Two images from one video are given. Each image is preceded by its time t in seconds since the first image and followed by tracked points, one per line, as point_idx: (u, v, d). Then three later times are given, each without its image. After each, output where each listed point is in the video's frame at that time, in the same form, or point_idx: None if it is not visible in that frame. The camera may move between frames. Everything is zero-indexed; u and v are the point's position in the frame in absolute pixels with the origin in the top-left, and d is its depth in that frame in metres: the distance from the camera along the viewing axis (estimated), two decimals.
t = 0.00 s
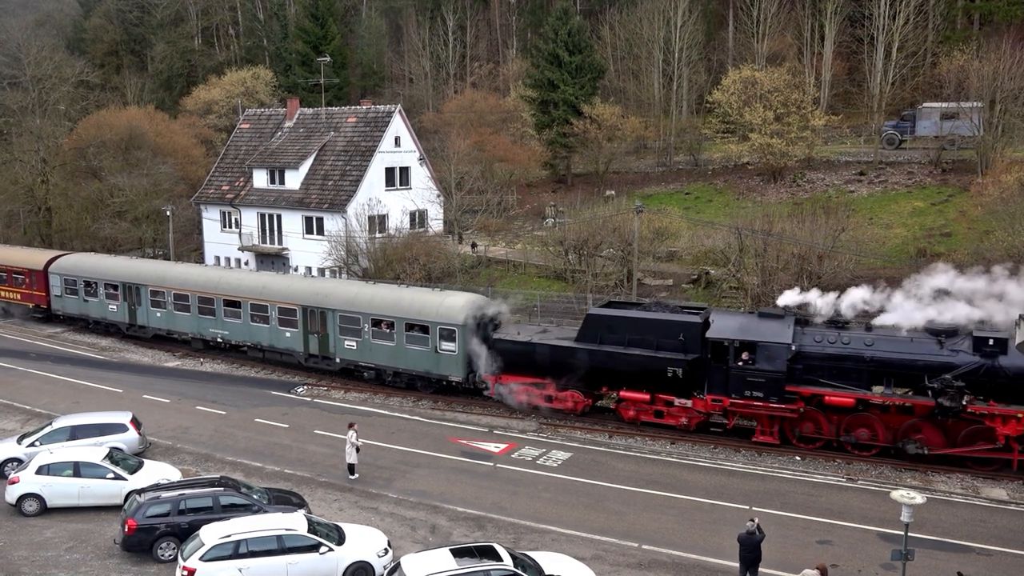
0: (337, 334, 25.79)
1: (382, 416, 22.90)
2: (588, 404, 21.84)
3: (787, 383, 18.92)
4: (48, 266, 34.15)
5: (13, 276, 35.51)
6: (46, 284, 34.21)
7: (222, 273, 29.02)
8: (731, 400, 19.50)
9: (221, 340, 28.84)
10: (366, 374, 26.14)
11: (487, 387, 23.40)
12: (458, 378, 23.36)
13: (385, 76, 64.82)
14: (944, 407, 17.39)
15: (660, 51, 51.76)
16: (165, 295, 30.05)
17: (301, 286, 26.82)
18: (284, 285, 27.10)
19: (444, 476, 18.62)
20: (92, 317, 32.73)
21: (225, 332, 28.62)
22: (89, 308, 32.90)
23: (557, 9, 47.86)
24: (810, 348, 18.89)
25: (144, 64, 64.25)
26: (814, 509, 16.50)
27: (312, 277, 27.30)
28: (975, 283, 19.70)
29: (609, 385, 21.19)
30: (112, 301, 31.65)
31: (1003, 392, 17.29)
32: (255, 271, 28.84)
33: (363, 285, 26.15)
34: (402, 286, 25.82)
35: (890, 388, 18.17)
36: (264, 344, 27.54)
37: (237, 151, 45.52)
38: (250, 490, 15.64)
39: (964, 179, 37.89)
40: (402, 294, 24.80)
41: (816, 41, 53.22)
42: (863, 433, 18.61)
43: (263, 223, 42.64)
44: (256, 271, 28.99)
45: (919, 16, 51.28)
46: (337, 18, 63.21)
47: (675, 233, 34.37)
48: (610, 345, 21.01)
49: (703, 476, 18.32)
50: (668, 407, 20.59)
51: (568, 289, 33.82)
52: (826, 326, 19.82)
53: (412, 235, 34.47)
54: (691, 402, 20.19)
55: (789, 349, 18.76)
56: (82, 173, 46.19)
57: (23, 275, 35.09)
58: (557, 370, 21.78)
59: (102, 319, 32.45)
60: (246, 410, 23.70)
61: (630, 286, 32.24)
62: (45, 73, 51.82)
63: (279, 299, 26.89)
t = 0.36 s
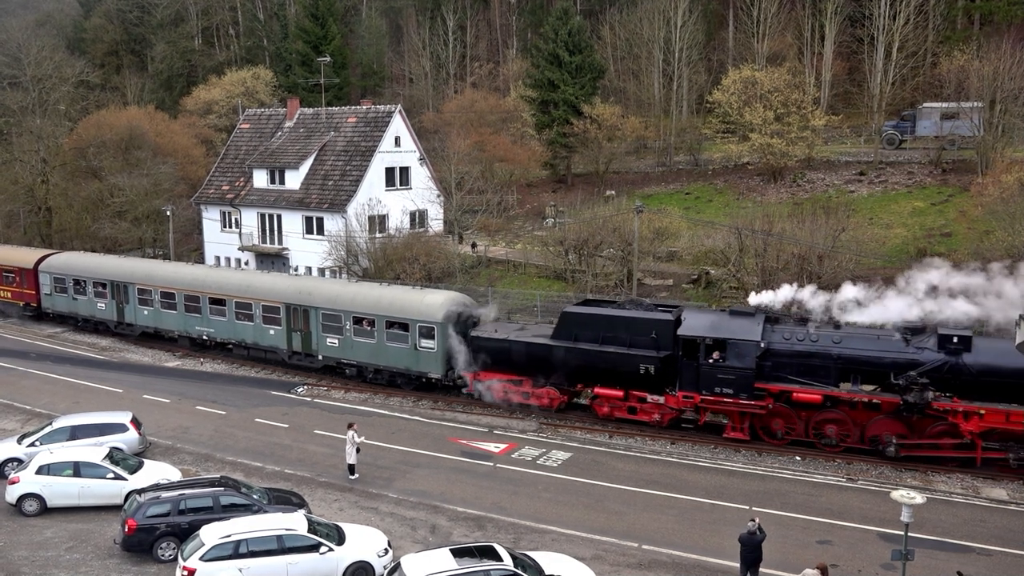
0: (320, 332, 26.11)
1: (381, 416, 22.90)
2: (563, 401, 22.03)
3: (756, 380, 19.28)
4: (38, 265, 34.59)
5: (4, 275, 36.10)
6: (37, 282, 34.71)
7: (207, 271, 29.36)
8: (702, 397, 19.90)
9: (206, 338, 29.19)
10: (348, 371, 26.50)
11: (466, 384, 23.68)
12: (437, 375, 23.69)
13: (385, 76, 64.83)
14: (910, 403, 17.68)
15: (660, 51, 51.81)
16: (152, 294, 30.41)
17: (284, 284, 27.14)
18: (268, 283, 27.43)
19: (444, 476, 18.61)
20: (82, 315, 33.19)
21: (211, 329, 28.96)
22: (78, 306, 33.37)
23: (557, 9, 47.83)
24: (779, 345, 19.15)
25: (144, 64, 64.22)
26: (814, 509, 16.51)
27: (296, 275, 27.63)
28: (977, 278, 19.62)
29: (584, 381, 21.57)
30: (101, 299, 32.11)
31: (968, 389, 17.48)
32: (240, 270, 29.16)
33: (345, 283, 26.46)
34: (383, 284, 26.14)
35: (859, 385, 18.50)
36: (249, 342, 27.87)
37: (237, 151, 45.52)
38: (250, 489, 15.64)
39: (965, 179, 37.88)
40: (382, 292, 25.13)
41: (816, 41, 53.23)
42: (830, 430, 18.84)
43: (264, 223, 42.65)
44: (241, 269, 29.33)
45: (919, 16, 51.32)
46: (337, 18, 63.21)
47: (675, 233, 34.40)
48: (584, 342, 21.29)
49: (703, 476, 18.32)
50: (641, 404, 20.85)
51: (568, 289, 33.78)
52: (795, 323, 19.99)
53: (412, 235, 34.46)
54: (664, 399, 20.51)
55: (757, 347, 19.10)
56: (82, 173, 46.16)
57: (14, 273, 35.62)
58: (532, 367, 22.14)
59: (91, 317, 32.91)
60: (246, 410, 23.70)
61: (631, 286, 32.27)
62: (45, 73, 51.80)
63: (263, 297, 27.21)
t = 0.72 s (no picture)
0: (302, 330, 26.52)
1: (381, 417, 22.89)
2: (539, 398, 22.43)
3: (726, 377, 19.51)
4: (27, 264, 34.95)
5: None
6: (25, 281, 35.11)
7: (193, 270, 29.76)
8: (673, 394, 20.13)
9: (192, 336, 29.56)
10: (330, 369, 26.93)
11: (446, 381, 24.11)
12: (416, 372, 24.11)
13: (385, 76, 64.83)
14: (875, 400, 17.84)
15: (659, 51, 51.82)
16: (138, 292, 30.78)
17: (268, 282, 27.54)
18: (252, 282, 27.85)
19: (444, 476, 18.61)
20: (70, 313, 33.55)
21: (196, 327, 29.34)
22: (66, 304, 33.74)
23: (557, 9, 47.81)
24: (748, 342, 19.41)
25: (144, 64, 64.20)
26: (814, 509, 16.50)
27: (279, 273, 28.07)
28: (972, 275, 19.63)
29: (558, 378, 21.84)
30: (88, 297, 32.47)
31: (933, 384, 17.62)
32: (225, 269, 29.58)
33: (327, 281, 26.89)
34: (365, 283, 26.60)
35: (825, 381, 18.71)
36: (233, 339, 28.26)
37: (237, 151, 45.51)
38: (250, 490, 15.63)
39: (964, 179, 37.88)
40: (363, 291, 25.57)
41: (816, 41, 53.23)
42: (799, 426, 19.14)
43: (263, 223, 42.65)
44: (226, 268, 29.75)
45: (919, 16, 51.32)
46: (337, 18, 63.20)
47: (675, 233, 34.38)
48: (558, 340, 21.67)
49: (703, 476, 18.31)
50: (614, 400, 21.13)
51: (568, 289, 33.77)
52: (765, 321, 20.13)
53: (412, 235, 34.47)
54: (636, 396, 20.77)
55: (727, 344, 19.34)
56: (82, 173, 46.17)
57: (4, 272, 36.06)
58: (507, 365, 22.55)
59: (78, 315, 33.25)
60: (246, 410, 23.69)
61: (630, 286, 32.29)
62: (45, 73, 51.83)
63: (246, 295, 27.61)
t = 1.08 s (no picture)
0: (286, 327, 26.98)
1: (381, 417, 22.90)
2: (516, 393, 22.92)
3: (696, 373, 19.86)
4: (18, 262, 35.37)
5: None
6: (16, 279, 35.48)
7: (179, 269, 30.17)
8: (645, 390, 20.49)
9: (178, 333, 29.98)
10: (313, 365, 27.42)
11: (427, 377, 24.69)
12: (396, 369, 24.59)
13: (385, 76, 64.84)
14: (842, 397, 18.13)
15: (660, 51, 51.85)
16: (126, 290, 31.19)
17: (252, 281, 27.98)
18: (236, 280, 28.29)
19: (445, 476, 18.62)
20: (60, 311, 33.95)
21: (183, 325, 29.77)
22: (56, 302, 34.13)
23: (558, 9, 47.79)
24: (718, 340, 19.79)
25: (144, 64, 64.16)
26: (815, 509, 16.50)
27: (264, 272, 28.53)
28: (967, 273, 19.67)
29: (535, 375, 22.30)
30: (78, 296, 32.88)
31: (898, 380, 17.87)
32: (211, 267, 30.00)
33: (310, 280, 27.35)
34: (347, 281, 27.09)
35: (793, 377, 19.06)
36: (219, 337, 28.69)
37: (237, 151, 45.53)
38: (250, 489, 15.63)
39: (965, 179, 37.85)
40: (345, 289, 26.06)
41: (817, 41, 53.24)
42: (768, 422, 19.58)
43: (264, 223, 42.66)
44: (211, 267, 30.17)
45: (920, 16, 51.32)
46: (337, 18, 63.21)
47: (675, 233, 34.28)
48: (534, 337, 22.15)
49: (703, 476, 18.32)
50: (589, 396, 21.59)
51: (568, 289, 33.79)
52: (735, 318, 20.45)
53: (412, 235, 34.51)
54: (610, 392, 21.18)
55: (697, 341, 19.65)
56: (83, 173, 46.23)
57: None
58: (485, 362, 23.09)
59: (68, 313, 33.67)
60: (247, 410, 23.70)
61: (631, 286, 32.25)
62: (46, 73, 51.84)
63: (232, 293, 28.04)
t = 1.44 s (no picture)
0: (269, 325, 27.12)
1: (381, 417, 22.90)
2: (494, 390, 23.24)
3: (667, 370, 20.09)
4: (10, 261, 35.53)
5: None
6: (8, 279, 35.69)
7: (166, 267, 30.27)
8: (618, 387, 20.76)
9: (165, 331, 30.12)
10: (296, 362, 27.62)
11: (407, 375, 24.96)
12: (377, 366, 24.81)
13: (386, 76, 64.85)
14: (809, 393, 18.40)
15: (661, 51, 51.89)
16: (114, 288, 31.30)
17: (237, 279, 28.10)
18: (221, 278, 28.39)
19: (445, 476, 18.62)
20: (50, 309, 34.07)
21: (169, 323, 29.91)
22: (46, 301, 34.28)
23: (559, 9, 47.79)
24: (690, 337, 19.99)
25: (144, 64, 64.11)
26: (815, 509, 16.50)
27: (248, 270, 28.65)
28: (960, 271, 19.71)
29: (512, 372, 22.63)
30: (67, 294, 32.98)
31: (865, 378, 18.15)
32: (197, 265, 30.10)
33: (293, 278, 27.48)
34: (330, 280, 27.23)
35: (763, 375, 19.31)
36: (204, 334, 28.82)
37: (238, 151, 45.53)
38: (250, 489, 15.62)
39: (966, 179, 37.83)
40: (328, 287, 26.21)
41: (817, 41, 53.27)
42: (738, 418, 19.79)
43: (264, 223, 42.67)
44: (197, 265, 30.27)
45: (920, 16, 51.34)
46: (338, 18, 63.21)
47: (676, 233, 34.13)
48: (511, 335, 22.41)
49: (703, 476, 18.32)
50: (564, 393, 21.96)
51: (568, 289, 33.82)
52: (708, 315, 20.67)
53: (413, 235, 34.54)
54: (584, 389, 21.52)
55: (669, 339, 19.90)
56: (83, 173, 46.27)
57: None
58: (465, 360, 23.36)
59: (58, 311, 33.81)
60: (247, 410, 23.70)
61: (632, 287, 32.19)
62: (46, 73, 51.80)
63: (217, 291, 28.15)
